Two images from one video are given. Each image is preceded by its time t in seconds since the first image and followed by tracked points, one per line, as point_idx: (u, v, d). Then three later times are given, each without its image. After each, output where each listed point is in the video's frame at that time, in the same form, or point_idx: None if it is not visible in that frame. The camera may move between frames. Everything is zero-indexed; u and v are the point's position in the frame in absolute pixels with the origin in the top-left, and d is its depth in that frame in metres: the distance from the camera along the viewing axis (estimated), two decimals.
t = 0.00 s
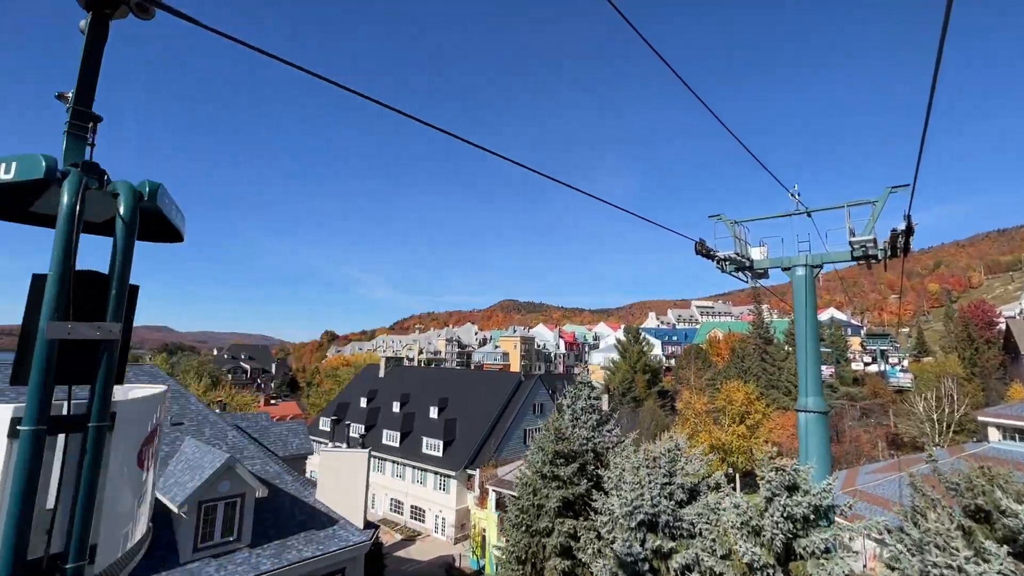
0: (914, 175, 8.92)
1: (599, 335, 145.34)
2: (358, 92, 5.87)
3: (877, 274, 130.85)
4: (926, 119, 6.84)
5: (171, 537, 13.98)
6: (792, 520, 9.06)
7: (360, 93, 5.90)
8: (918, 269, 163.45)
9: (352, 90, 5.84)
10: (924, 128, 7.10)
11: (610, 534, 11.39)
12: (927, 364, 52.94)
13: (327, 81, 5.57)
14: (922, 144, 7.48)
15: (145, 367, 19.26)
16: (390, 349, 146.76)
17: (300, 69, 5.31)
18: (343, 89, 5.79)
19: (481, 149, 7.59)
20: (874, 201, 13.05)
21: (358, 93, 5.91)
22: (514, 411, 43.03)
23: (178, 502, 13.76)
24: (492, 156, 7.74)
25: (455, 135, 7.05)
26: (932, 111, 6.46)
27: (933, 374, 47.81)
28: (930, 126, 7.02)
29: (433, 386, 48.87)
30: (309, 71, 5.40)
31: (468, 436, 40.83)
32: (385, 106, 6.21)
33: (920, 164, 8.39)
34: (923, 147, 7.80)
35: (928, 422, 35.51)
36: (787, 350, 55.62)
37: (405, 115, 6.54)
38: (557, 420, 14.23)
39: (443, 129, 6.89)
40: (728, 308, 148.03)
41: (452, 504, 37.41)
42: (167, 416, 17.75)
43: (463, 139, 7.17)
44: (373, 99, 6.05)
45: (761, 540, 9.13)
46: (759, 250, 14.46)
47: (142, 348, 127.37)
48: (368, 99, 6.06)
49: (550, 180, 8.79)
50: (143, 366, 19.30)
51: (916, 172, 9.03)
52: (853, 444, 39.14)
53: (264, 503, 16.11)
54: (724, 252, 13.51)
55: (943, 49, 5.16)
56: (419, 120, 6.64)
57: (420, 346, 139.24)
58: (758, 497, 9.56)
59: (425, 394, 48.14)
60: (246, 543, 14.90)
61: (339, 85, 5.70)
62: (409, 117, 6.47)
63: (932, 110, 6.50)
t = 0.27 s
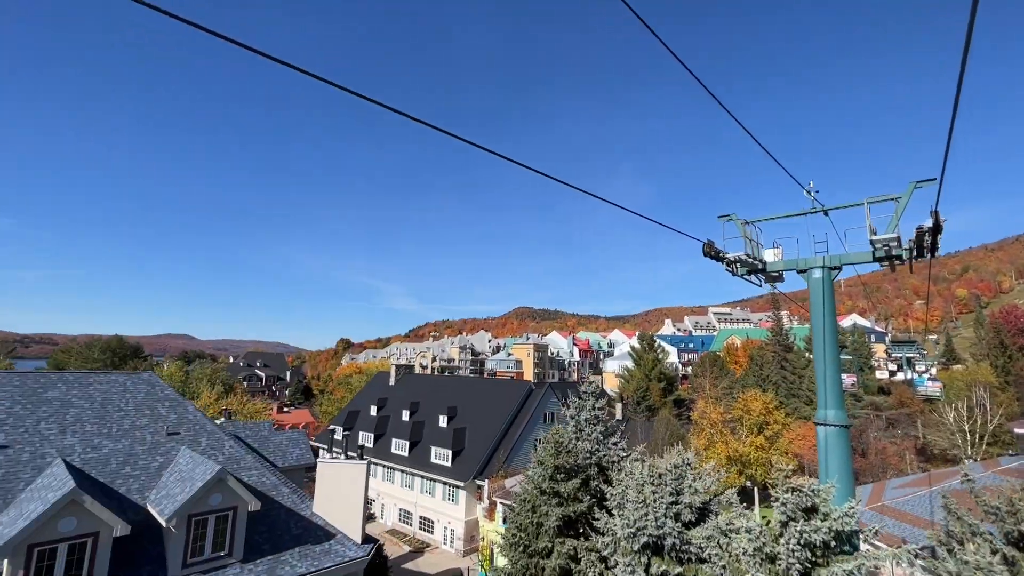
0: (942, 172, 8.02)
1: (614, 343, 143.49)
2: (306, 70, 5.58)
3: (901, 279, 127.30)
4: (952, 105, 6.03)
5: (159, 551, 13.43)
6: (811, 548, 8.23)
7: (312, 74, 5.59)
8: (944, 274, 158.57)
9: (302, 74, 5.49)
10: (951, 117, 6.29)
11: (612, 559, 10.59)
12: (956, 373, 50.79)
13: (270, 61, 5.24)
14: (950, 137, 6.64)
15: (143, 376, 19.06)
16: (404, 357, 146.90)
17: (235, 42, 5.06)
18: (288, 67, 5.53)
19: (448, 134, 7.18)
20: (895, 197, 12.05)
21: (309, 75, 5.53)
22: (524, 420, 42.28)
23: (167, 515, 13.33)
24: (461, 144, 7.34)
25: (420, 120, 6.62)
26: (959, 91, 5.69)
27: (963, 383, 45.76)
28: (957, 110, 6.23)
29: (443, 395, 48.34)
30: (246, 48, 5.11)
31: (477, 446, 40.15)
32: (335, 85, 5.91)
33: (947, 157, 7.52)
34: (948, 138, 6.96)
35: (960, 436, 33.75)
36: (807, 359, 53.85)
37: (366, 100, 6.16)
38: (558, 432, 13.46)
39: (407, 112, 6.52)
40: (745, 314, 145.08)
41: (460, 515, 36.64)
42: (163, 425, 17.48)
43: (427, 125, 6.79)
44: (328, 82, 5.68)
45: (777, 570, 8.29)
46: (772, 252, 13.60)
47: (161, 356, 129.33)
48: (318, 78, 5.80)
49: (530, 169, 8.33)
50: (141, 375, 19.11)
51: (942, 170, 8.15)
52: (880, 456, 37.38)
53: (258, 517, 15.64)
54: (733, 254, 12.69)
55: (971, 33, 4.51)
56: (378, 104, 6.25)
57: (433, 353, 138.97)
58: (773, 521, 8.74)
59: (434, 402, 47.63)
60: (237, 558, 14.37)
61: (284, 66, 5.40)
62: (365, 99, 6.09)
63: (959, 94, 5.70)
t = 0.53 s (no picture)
0: (964, 167, 7.34)
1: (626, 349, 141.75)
2: (258, 56, 5.39)
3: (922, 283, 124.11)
4: (975, 94, 5.43)
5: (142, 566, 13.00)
6: None
7: (258, 55, 5.43)
8: (967, 279, 154.36)
9: (247, 52, 5.26)
10: (978, 102, 5.62)
11: None
12: (982, 381, 48.93)
13: (210, 40, 5.05)
14: (972, 127, 5.99)
15: (136, 383, 18.78)
16: (415, 364, 146.71)
17: (180, 27, 4.90)
18: (241, 55, 5.38)
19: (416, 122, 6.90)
20: (913, 192, 11.20)
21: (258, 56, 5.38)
22: (531, 428, 41.53)
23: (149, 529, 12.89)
24: (430, 132, 7.02)
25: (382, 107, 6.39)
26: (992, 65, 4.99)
27: (989, 392, 44.00)
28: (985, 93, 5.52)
29: (449, 402, 47.80)
30: (183, 26, 4.99)
31: (483, 455, 39.42)
32: (291, 73, 5.71)
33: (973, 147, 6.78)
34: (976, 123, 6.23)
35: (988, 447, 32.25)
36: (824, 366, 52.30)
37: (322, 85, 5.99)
38: (554, 444, 12.81)
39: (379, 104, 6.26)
40: (760, 320, 142.46)
41: (466, 526, 35.86)
42: (155, 434, 17.14)
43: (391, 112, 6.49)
44: (276, 64, 5.49)
45: None
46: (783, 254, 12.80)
47: (176, 363, 130.69)
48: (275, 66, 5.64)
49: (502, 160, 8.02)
50: (134, 383, 18.84)
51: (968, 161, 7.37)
52: (902, 467, 35.85)
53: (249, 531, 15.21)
54: (739, 255, 11.94)
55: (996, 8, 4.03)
56: (335, 89, 6.04)
57: (444, 360, 138.52)
58: (779, 547, 8.00)
59: (441, 410, 47.08)
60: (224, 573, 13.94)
61: (228, 46, 5.18)
62: (321, 86, 5.87)
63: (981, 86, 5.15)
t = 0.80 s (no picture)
0: (976, 160, 6.79)
1: (633, 356, 140.25)
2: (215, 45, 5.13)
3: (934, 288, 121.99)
4: (988, 85, 5.02)
5: None
6: None
7: (194, 37, 5.05)
8: (980, 283, 151.62)
9: (172, 28, 4.89)
10: (990, 78, 5.03)
11: None
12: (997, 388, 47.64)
13: (131, 14, 4.69)
14: (987, 114, 5.48)
15: (122, 391, 18.39)
16: (420, 370, 146.13)
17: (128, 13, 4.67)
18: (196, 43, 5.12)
19: (370, 109, 6.52)
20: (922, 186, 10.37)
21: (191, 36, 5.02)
22: (533, 436, 40.86)
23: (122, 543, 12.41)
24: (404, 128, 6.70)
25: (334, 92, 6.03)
26: (1001, 44, 4.46)
27: (1006, 398, 42.77)
28: (997, 77, 4.93)
29: (451, 409, 47.19)
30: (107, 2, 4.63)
31: (484, 463, 38.74)
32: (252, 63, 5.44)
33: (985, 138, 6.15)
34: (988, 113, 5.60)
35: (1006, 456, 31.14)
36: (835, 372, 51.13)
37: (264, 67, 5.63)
38: (543, 456, 12.15)
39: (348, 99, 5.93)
40: (769, 326, 140.49)
41: (466, 537, 35.11)
42: (138, 442, 16.73)
43: (341, 96, 6.08)
44: (209, 41, 5.12)
45: None
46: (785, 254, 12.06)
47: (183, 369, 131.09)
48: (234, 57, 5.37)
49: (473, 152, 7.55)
50: (120, 390, 18.46)
51: (980, 154, 6.70)
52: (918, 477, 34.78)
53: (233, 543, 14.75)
54: (735, 256, 11.26)
55: None
56: (281, 74, 5.63)
57: (449, 366, 137.92)
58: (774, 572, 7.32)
59: (442, 417, 46.49)
60: None
61: (153, 22, 4.81)
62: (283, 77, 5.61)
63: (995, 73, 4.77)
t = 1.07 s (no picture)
0: (979, 150, 6.27)
1: (634, 361, 139.07)
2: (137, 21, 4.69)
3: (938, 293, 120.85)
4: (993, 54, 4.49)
5: None
6: None
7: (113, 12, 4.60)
8: (984, 288, 150.31)
9: None
10: (993, 53, 4.46)
11: None
12: (1003, 393, 46.75)
13: None
14: (990, 92, 4.96)
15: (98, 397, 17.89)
16: (420, 375, 145.14)
17: None
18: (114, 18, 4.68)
19: (320, 94, 6.02)
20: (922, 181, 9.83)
21: (104, 8, 4.57)
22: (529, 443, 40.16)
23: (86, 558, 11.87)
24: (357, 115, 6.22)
25: (274, 74, 5.56)
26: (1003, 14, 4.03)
27: (1012, 404, 41.88)
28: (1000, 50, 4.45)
29: (447, 416, 46.52)
30: None
31: (479, 470, 38.04)
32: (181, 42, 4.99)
33: (990, 122, 5.62)
34: (992, 91, 5.08)
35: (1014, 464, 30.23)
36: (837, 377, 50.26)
37: (195, 46, 5.16)
38: (524, 468, 11.59)
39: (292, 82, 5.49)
40: (772, 331, 139.25)
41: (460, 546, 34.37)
42: (112, 450, 16.19)
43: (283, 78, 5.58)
44: (129, 17, 4.68)
45: None
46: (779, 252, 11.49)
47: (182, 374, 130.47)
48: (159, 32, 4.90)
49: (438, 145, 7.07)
50: (96, 396, 17.97)
51: (985, 142, 6.16)
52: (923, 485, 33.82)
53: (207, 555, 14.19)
54: (725, 255, 10.70)
55: None
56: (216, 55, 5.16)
57: (449, 372, 136.79)
58: None
59: (438, 424, 45.84)
60: None
61: None
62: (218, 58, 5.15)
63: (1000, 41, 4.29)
